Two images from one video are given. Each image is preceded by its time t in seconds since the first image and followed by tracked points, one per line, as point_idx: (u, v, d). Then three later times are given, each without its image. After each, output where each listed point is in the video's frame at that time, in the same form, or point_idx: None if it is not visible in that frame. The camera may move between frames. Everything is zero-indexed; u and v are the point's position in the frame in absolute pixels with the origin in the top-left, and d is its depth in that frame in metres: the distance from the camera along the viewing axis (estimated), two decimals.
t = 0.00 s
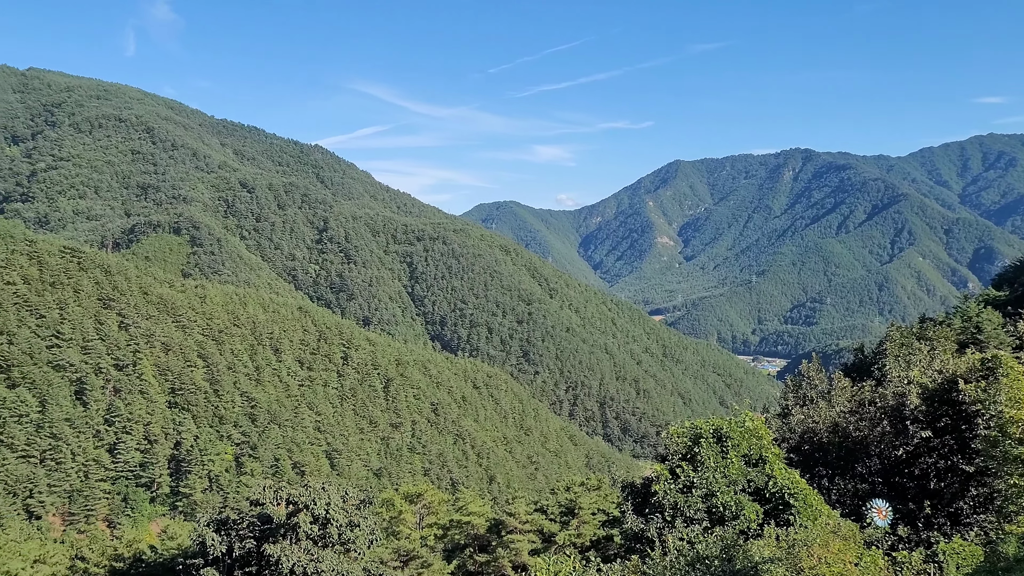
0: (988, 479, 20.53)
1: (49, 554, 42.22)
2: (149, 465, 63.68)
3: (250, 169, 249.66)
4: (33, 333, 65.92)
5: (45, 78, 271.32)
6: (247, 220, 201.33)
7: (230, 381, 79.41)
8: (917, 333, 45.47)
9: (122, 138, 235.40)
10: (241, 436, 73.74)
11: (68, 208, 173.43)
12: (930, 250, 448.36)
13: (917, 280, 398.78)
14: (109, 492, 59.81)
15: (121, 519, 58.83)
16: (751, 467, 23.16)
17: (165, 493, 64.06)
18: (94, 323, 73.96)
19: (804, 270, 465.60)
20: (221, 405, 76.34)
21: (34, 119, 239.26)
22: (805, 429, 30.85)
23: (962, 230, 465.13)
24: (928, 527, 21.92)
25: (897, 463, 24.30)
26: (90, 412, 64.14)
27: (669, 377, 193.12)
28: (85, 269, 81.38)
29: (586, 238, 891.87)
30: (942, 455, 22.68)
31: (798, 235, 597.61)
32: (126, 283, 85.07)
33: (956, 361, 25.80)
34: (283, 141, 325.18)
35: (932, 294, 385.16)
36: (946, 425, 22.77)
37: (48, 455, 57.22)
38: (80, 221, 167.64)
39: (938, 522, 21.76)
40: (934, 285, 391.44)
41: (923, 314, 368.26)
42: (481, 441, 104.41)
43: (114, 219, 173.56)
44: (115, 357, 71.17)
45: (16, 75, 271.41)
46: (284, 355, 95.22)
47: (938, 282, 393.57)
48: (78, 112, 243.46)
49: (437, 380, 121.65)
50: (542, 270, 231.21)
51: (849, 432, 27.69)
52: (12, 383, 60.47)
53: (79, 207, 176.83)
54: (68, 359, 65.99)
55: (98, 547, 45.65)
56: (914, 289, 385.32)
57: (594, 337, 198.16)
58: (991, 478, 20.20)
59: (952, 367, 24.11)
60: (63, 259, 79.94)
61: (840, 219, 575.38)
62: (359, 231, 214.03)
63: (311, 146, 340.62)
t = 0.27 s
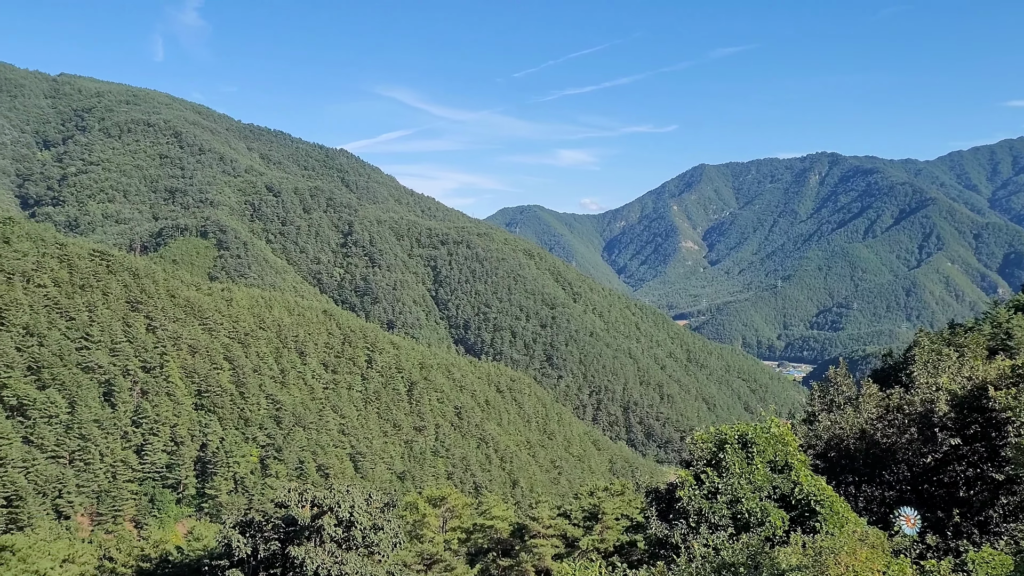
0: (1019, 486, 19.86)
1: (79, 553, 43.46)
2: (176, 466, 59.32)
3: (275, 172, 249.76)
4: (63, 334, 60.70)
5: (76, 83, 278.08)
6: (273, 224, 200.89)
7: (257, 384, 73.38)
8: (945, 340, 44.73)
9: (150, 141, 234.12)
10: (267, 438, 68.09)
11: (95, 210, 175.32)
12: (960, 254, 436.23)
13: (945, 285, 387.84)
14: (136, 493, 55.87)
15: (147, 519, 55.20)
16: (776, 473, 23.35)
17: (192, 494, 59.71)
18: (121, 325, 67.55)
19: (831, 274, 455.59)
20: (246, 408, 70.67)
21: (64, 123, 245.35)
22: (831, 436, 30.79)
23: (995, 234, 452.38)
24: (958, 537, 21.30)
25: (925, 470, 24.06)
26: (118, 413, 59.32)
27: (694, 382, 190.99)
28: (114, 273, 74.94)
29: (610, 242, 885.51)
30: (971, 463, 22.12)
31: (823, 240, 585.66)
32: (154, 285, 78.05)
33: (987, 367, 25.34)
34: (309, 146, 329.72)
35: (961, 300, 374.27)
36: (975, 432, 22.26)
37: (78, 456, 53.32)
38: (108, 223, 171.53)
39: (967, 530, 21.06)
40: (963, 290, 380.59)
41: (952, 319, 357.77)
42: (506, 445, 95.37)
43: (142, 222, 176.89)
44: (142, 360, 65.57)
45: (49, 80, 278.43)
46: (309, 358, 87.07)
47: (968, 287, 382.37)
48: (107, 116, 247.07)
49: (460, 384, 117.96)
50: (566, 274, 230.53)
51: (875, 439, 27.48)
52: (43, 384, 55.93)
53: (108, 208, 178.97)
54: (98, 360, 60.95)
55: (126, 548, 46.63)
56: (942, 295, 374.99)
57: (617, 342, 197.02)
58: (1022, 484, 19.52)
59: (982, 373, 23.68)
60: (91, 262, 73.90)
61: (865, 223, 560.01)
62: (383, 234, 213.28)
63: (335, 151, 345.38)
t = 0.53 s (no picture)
0: None
1: (105, 552, 44.39)
2: (201, 467, 59.30)
3: (300, 176, 249.07)
4: (89, 335, 61.15)
5: (105, 87, 284.41)
6: (295, 226, 198.20)
7: (280, 385, 71.93)
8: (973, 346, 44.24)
9: (175, 144, 234.28)
10: (290, 438, 67.06)
11: (123, 213, 181.63)
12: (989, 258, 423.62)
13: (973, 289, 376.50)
14: (160, 493, 56.13)
15: (172, 519, 55.26)
16: (800, 478, 23.60)
17: (215, 494, 59.02)
18: (147, 326, 67.49)
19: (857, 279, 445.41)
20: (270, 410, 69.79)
21: (92, 127, 251.67)
22: (855, 441, 30.72)
23: None
24: (986, 544, 20.39)
25: (949, 477, 23.87)
26: (143, 413, 59.42)
27: (716, 386, 188.89)
28: (140, 274, 75.07)
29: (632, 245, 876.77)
30: (999, 469, 21.47)
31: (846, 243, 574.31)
32: (179, 286, 77.38)
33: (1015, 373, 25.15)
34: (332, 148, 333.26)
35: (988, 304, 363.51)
36: (1003, 436, 21.44)
37: (103, 455, 54.12)
38: (134, 226, 175.84)
39: (996, 537, 20.06)
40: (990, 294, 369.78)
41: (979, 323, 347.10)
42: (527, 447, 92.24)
43: (167, 224, 179.90)
44: (167, 360, 65.10)
45: (77, 84, 285.33)
46: (331, 359, 84.60)
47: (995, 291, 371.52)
48: (133, 119, 250.02)
49: (482, 388, 105.36)
50: (588, 276, 229.12)
51: (900, 445, 27.32)
52: (71, 384, 56.67)
53: (133, 211, 183.28)
54: (124, 361, 61.13)
55: (150, 547, 47.53)
56: (970, 298, 364.31)
57: (639, 345, 195.47)
58: None
59: (1011, 379, 23.46)
60: (118, 264, 74.15)
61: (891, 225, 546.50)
62: (406, 236, 210.11)
63: (358, 153, 348.43)
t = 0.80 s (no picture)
0: None
1: (134, 551, 45.63)
2: (227, 467, 59.36)
3: (326, 179, 250.17)
4: (118, 336, 62.54)
5: (135, 91, 293.83)
6: (322, 229, 197.68)
7: (304, 387, 71.07)
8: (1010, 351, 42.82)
9: (203, 149, 238.82)
10: (315, 440, 66.17)
11: (152, 216, 186.31)
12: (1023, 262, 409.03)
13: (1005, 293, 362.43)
14: (187, 493, 56.50)
15: (199, 518, 55.90)
16: (827, 484, 23.27)
17: (241, 495, 58.91)
18: (175, 328, 68.42)
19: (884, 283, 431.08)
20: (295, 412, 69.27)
21: (123, 131, 258.47)
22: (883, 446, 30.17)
23: None
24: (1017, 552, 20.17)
25: (980, 484, 23.53)
26: (170, 414, 60.06)
27: (741, 390, 186.05)
28: (169, 277, 76.24)
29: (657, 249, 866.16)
30: None
31: (875, 246, 560.89)
32: (207, 289, 78.13)
33: None
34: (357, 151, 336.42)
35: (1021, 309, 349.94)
36: None
37: (132, 455, 55.11)
38: (163, 229, 180.51)
39: None
40: None
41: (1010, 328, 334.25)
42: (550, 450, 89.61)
43: (195, 227, 183.95)
44: (194, 361, 65.64)
45: (108, 89, 294.75)
46: (356, 362, 83.61)
47: None
48: (162, 123, 256.05)
49: (506, 392, 101.01)
50: (612, 279, 226.92)
51: (928, 450, 26.90)
52: (100, 384, 58.11)
53: (163, 215, 188.63)
54: (151, 362, 62.07)
55: (177, 546, 48.79)
56: (1001, 302, 351.78)
57: (663, 348, 193.48)
58: None
59: None
60: (148, 267, 75.40)
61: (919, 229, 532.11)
62: (431, 240, 208.49)
63: (384, 156, 351.46)
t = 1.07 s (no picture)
0: None
1: (167, 553, 48.04)
2: (258, 472, 60.69)
3: (354, 184, 254.98)
4: (153, 340, 64.52)
5: (169, 99, 300.27)
6: (353, 234, 202.33)
7: (335, 392, 72.13)
8: None
9: (236, 155, 243.44)
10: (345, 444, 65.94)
11: (186, 221, 190.96)
12: None
13: None
14: (219, 496, 57.64)
15: (231, 522, 56.90)
16: (862, 493, 22.49)
17: (272, 499, 59.71)
18: (208, 333, 70.10)
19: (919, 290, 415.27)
20: (325, 417, 70.06)
21: (158, 137, 266.76)
22: (918, 454, 29.35)
23: None
24: None
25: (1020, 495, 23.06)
26: (203, 418, 61.37)
27: (773, 398, 181.81)
28: (202, 282, 78.43)
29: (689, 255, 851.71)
30: None
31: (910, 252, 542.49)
32: (238, 294, 79.99)
33: None
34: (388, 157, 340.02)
35: None
36: None
37: (165, 458, 56.72)
38: (197, 234, 186.41)
39: None
40: None
41: None
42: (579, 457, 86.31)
43: (228, 233, 189.20)
44: (227, 366, 67.39)
45: (144, 96, 300.06)
46: (385, 367, 83.65)
47: None
48: (195, 129, 262.56)
49: (534, 397, 98.42)
50: (642, 284, 223.10)
51: (965, 459, 26.23)
52: (135, 388, 60.16)
53: (196, 220, 193.94)
54: (185, 366, 63.84)
55: (209, 549, 50.20)
56: None
57: (693, 355, 189.97)
58: None
59: None
60: (180, 272, 77.92)
61: (955, 235, 513.94)
62: (461, 245, 210.51)
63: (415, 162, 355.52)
